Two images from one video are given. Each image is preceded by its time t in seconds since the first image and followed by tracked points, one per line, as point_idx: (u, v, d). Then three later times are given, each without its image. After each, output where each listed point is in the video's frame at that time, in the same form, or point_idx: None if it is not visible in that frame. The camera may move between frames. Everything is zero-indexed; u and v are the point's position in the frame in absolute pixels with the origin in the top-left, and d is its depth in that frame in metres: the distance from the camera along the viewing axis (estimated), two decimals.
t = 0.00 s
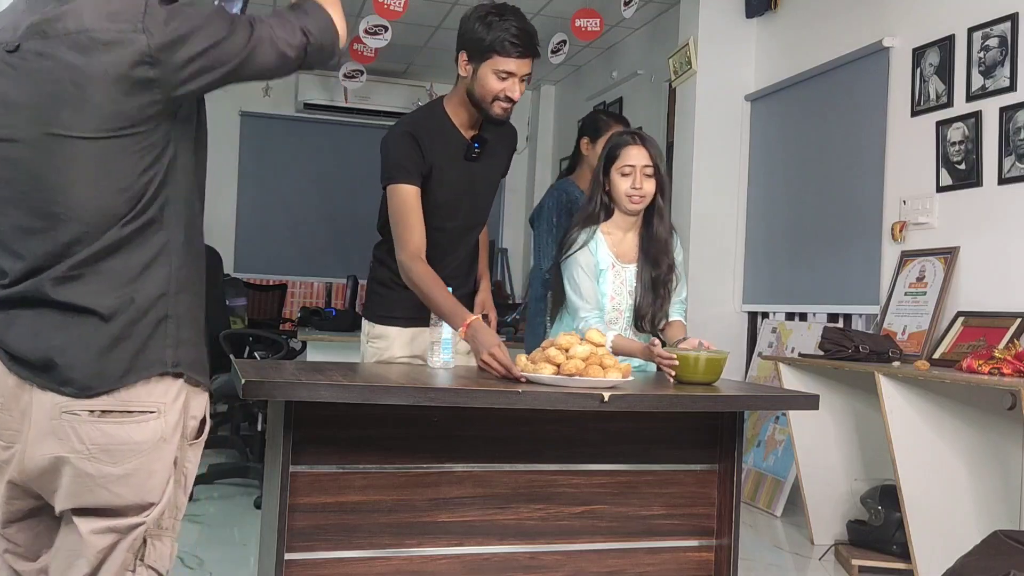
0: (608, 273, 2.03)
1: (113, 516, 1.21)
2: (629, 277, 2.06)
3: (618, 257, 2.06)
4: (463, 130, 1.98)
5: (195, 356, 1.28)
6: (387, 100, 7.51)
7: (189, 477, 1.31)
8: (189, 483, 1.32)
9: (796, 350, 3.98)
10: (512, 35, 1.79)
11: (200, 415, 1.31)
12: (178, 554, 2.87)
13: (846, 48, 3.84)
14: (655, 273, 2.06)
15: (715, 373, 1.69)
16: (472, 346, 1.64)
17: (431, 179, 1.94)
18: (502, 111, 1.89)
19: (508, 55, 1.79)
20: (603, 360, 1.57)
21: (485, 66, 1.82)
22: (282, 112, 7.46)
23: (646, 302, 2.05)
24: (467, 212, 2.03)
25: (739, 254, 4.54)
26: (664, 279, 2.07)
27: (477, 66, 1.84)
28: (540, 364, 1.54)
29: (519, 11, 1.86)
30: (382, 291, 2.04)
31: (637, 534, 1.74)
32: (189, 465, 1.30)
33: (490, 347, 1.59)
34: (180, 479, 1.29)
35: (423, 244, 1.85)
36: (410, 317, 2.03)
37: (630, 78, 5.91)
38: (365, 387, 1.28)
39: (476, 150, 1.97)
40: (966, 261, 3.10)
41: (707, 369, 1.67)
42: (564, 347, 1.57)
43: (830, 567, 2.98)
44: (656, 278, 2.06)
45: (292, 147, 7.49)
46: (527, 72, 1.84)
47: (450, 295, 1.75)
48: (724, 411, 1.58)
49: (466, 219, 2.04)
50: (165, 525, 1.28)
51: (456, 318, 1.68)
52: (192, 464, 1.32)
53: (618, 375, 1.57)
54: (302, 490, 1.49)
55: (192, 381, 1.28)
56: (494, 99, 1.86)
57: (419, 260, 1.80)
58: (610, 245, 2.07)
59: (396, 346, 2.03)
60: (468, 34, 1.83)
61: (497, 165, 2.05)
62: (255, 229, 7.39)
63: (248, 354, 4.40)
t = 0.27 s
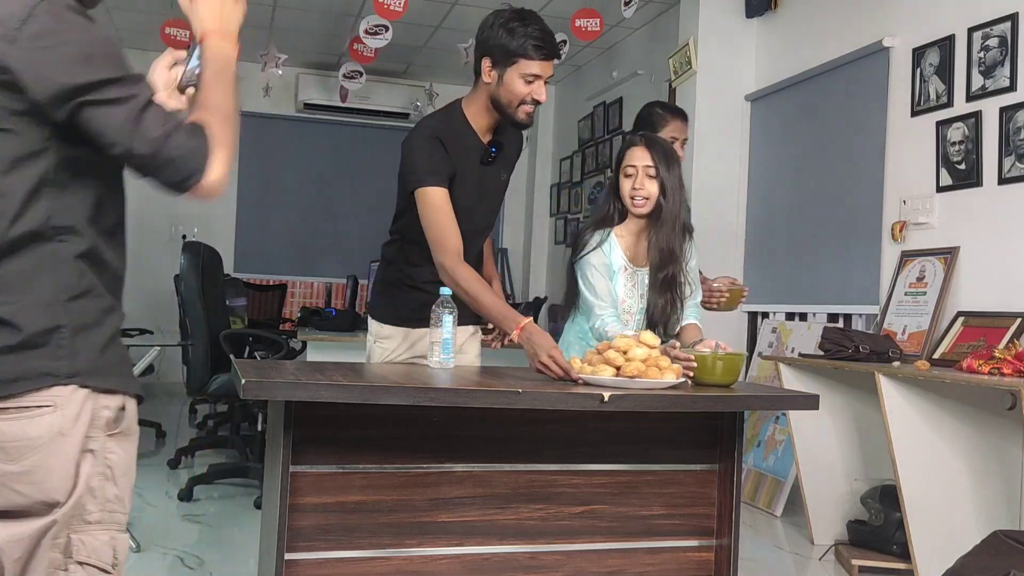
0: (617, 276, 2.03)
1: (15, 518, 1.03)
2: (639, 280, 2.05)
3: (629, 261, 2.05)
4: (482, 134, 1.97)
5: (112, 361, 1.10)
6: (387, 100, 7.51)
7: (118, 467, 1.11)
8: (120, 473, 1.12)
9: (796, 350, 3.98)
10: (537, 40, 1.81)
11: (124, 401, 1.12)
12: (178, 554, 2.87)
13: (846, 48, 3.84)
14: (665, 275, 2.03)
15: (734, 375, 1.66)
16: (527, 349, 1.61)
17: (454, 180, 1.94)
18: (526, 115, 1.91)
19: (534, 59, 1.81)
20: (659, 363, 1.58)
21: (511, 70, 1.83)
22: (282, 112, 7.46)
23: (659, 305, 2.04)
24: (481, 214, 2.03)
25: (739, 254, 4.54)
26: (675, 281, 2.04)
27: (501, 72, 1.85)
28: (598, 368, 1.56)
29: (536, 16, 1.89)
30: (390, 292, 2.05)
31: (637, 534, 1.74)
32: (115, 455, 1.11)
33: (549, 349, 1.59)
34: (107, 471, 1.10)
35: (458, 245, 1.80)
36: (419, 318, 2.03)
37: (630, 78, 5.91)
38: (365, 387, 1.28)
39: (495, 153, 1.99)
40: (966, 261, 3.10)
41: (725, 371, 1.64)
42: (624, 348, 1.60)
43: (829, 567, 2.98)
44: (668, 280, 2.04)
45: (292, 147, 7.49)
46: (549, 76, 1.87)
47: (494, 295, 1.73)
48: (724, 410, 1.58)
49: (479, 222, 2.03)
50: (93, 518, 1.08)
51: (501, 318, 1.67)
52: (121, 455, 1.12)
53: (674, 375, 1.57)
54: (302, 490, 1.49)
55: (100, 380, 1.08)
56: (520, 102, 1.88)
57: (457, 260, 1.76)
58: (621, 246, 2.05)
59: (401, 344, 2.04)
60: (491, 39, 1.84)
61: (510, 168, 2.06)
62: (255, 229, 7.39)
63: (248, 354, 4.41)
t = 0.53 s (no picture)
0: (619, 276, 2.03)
1: None
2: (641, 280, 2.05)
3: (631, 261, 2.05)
4: (494, 133, 1.97)
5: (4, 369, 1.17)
6: (386, 100, 7.51)
7: (30, 464, 1.19)
8: (39, 470, 1.20)
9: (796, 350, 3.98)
10: (548, 40, 1.80)
11: (20, 398, 1.19)
12: (177, 554, 2.87)
13: (846, 48, 3.84)
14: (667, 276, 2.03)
15: (737, 375, 1.65)
16: (523, 345, 1.64)
17: (464, 175, 1.93)
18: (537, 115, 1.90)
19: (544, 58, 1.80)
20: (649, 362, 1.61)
21: (520, 70, 1.83)
22: (281, 112, 7.46)
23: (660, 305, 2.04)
24: (491, 210, 2.02)
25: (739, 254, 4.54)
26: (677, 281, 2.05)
27: (511, 71, 1.85)
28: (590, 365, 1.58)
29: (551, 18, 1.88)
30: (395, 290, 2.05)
31: (637, 534, 1.74)
32: (26, 454, 1.19)
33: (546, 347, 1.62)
34: (18, 469, 1.18)
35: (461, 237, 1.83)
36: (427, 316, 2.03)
37: (630, 78, 5.91)
38: (365, 387, 1.28)
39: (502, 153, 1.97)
40: (966, 261, 3.10)
41: (727, 372, 1.64)
42: (615, 347, 1.63)
43: (830, 568, 2.97)
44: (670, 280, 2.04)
45: (292, 147, 7.49)
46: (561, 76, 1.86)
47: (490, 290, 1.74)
48: (725, 411, 1.58)
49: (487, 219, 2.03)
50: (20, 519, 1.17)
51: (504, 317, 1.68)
52: (32, 451, 1.20)
53: (664, 373, 1.61)
54: (302, 490, 1.49)
55: None
56: (530, 103, 1.87)
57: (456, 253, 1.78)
58: (622, 247, 2.04)
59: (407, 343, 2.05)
60: (503, 40, 1.84)
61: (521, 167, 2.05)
62: (256, 229, 7.39)
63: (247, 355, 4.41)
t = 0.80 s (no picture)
0: (611, 270, 2.04)
1: None
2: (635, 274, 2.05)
3: (624, 256, 2.06)
4: (484, 129, 1.96)
5: (27, 379, 1.20)
6: (386, 100, 7.51)
7: (31, 482, 1.20)
8: (37, 491, 1.21)
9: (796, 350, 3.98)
10: (523, 34, 1.77)
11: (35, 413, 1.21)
12: (177, 554, 2.87)
13: (846, 48, 3.84)
14: (661, 270, 2.04)
15: (737, 375, 1.65)
16: (510, 342, 1.61)
17: (459, 169, 1.93)
18: (515, 109, 1.87)
19: (520, 50, 1.77)
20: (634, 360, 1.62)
21: (497, 62, 1.81)
22: (282, 112, 7.46)
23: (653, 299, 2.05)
24: (487, 206, 2.02)
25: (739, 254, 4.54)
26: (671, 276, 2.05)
27: (489, 66, 1.83)
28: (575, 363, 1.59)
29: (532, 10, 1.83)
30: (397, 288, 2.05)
31: (637, 534, 1.74)
32: (28, 473, 1.20)
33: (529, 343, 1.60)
34: (19, 489, 1.19)
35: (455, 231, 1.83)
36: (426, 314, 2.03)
37: (630, 78, 5.91)
38: (365, 387, 1.28)
39: (497, 149, 1.98)
40: (966, 261, 3.10)
41: (728, 371, 1.63)
42: (600, 346, 1.63)
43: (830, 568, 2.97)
44: (664, 275, 2.04)
45: (292, 147, 7.49)
46: (539, 69, 1.82)
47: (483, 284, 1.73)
48: (725, 410, 1.58)
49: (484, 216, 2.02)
50: (7, 540, 1.18)
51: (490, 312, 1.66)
52: (35, 471, 1.21)
53: (648, 372, 1.61)
54: (302, 490, 1.49)
55: (6, 394, 1.17)
56: (505, 96, 1.84)
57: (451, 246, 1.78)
58: (615, 243, 2.06)
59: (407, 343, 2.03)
60: (482, 35, 1.82)
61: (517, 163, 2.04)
62: (256, 229, 7.39)
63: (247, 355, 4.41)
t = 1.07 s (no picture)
0: (609, 253, 2.22)
1: None
2: (633, 261, 2.21)
3: (623, 242, 2.23)
4: (490, 129, 1.97)
5: (29, 379, 1.20)
6: (386, 100, 7.51)
7: (31, 483, 1.20)
8: (37, 491, 1.21)
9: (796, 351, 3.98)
10: (528, 37, 1.80)
11: (36, 414, 1.21)
12: (177, 554, 2.87)
13: (846, 47, 3.84)
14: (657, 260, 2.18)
15: (737, 374, 1.65)
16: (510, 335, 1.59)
17: (461, 172, 1.93)
18: (523, 110, 1.89)
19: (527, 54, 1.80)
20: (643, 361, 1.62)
21: (503, 66, 1.83)
22: (281, 112, 7.47)
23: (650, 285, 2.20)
24: (492, 206, 2.01)
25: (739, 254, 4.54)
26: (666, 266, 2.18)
27: (494, 69, 1.85)
28: (585, 364, 1.60)
29: (535, 12, 1.86)
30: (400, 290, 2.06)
31: (637, 534, 1.74)
32: (28, 474, 1.20)
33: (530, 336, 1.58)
34: (19, 490, 1.19)
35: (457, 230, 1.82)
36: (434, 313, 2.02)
37: (630, 78, 5.91)
38: (365, 387, 1.28)
39: (503, 149, 1.98)
40: (966, 261, 3.10)
41: (728, 371, 1.63)
42: (607, 347, 1.64)
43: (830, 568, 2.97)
44: (660, 264, 2.18)
45: (292, 147, 7.49)
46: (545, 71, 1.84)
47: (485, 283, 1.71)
48: (725, 410, 1.57)
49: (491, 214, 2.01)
50: (7, 540, 1.18)
51: (491, 305, 1.64)
52: (35, 473, 1.21)
53: (656, 373, 1.60)
54: (302, 490, 1.49)
55: (8, 395, 1.17)
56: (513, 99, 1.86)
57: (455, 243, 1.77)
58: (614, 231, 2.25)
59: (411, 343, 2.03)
60: (486, 39, 1.85)
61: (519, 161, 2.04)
62: (256, 229, 7.39)
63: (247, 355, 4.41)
